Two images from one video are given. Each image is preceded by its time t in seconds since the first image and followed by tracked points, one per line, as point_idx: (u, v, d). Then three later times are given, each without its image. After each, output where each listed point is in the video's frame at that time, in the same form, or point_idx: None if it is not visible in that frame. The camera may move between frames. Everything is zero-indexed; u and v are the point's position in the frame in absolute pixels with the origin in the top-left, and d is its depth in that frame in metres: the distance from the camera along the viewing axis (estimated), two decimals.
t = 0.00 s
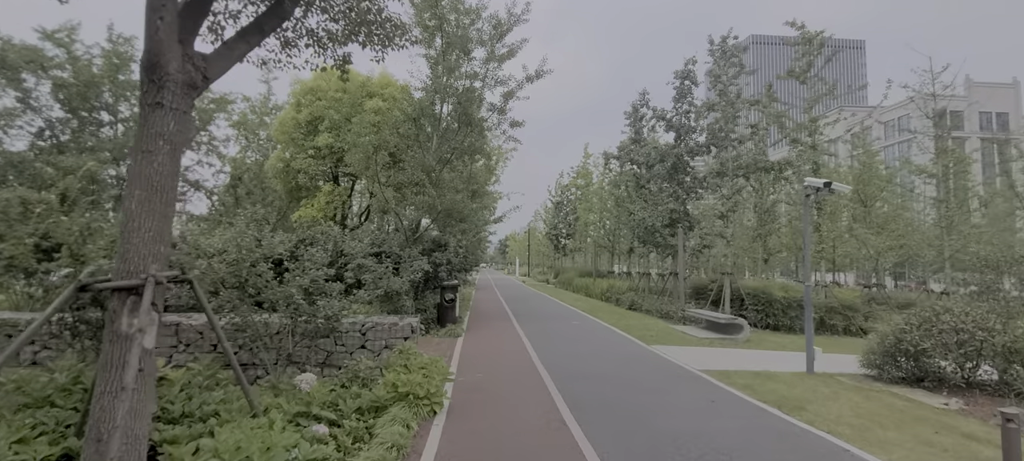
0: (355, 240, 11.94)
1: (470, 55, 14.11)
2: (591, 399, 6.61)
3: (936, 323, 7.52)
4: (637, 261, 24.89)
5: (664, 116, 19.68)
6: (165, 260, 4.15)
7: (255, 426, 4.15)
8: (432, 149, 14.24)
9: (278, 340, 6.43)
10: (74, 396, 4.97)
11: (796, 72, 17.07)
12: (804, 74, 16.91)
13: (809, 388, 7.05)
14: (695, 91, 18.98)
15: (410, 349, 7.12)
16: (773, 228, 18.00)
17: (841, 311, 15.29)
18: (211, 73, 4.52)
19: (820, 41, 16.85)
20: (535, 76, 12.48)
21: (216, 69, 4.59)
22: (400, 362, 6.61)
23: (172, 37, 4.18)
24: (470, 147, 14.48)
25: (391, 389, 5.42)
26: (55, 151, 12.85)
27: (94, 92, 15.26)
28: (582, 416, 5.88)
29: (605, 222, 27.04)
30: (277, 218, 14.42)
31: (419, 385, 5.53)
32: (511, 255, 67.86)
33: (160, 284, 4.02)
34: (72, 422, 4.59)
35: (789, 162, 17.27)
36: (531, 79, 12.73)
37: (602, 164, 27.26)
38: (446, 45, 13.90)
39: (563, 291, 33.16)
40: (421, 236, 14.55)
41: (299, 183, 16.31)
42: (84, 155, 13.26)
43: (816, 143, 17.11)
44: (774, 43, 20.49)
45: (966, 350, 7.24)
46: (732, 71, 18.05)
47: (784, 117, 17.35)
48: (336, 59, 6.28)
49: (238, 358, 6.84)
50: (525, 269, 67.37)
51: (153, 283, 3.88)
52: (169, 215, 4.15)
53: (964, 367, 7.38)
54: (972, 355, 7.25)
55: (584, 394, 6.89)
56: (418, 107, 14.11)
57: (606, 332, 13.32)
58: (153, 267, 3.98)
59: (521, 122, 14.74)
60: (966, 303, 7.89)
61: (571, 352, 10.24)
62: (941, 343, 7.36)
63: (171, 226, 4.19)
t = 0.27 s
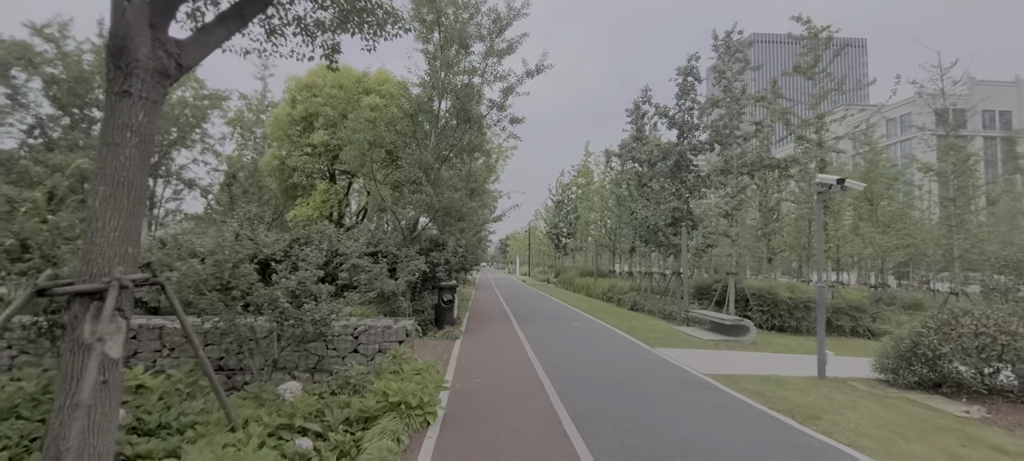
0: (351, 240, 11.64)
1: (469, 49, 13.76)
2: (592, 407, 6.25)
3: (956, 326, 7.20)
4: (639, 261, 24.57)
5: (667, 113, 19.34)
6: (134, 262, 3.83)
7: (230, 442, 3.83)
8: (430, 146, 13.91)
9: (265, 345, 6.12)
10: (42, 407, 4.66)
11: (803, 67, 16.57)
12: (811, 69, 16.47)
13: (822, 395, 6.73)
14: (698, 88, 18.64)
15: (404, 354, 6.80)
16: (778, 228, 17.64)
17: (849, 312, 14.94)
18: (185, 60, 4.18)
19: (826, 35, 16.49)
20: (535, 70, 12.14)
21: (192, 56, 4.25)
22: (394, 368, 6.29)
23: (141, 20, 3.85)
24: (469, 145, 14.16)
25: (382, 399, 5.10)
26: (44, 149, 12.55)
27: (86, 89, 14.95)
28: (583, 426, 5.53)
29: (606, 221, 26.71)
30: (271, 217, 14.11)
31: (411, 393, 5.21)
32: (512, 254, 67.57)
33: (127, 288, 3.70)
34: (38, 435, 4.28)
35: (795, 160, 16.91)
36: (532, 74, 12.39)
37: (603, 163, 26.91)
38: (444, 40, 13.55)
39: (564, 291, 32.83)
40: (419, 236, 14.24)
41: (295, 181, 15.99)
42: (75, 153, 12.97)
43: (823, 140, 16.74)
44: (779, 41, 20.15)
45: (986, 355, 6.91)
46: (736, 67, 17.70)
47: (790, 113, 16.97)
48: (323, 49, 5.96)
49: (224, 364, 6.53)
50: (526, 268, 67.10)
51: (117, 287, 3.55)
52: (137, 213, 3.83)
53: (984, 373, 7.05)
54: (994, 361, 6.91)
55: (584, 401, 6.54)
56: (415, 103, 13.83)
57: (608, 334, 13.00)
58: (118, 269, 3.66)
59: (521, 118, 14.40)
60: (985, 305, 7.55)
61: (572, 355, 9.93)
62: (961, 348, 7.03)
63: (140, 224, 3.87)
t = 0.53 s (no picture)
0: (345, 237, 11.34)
1: (466, 43, 13.46)
2: (592, 411, 5.92)
3: (974, 325, 6.89)
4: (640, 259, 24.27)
5: (669, 109, 19.02)
6: (94, 257, 3.52)
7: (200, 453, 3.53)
8: (427, 142, 13.61)
9: (249, 346, 5.82)
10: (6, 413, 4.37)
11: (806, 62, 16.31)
12: (815, 64, 16.17)
13: (833, 398, 6.43)
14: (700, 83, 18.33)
15: (396, 355, 6.50)
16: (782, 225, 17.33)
17: (855, 311, 14.64)
18: (153, 39, 3.86)
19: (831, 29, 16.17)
20: (534, 63, 11.84)
21: (162, 35, 3.94)
22: (384, 370, 5.98)
23: None
24: (467, 140, 13.86)
25: (369, 403, 4.80)
26: (30, 144, 12.22)
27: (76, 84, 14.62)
28: (583, 432, 5.19)
29: (606, 219, 26.40)
30: (265, 215, 13.80)
31: (401, 396, 4.90)
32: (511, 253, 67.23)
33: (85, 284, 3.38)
34: None
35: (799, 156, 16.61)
36: (530, 67, 12.09)
37: (604, 160, 26.59)
38: (441, 32, 13.23)
39: (564, 290, 32.51)
40: (415, 233, 13.92)
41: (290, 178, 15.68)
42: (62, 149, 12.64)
43: (827, 136, 16.42)
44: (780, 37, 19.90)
45: (1006, 356, 6.61)
46: (739, 61, 17.38)
47: (794, 109, 16.71)
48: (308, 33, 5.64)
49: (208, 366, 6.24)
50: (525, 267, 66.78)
51: (72, 284, 3.24)
52: (98, 204, 3.51)
53: (1002, 374, 6.75)
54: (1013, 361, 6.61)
55: (583, 405, 6.20)
56: (411, 97, 13.53)
57: (608, 334, 12.71)
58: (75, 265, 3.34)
59: (520, 113, 14.08)
60: (1002, 304, 7.26)
61: (571, 355, 9.63)
62: (978, 348, 6.73)
63: (101, 216, 3.56)
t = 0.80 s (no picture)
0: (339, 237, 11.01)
1: (464, 38, 13.13)
2: (592, 423, 5.57)
3: (994, 330, 6.60)
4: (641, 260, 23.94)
5: (671, 106, 18.68)
6: (44, 261, 3.20)
7: None
8: (424, 139, 13.28)
9: (230, 353, 5.50)
10: None
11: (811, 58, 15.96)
12: (820, 60, 15.82)
13: (847, 407, 6.10)
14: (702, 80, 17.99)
15: (387, 361, 6.17)
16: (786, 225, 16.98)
17: (862, 313, 14.30)
18: (113, 22, 3.54)
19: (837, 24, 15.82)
20: (533, 58, 11.51)
21: (124, 17, 3.62)
22: (374, 378, 5.67)
23: None
24: (464, 138, 13.52)
25: (355, 416, 4.47)
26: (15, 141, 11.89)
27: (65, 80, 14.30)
28: (583, 445, 4.87)
29: (607, 218, 26.05)
30: (257, 214, 13.47)
31: (389, 408, 4.59)
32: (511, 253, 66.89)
33: (32, 290, 3.07)
34: None
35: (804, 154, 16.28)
36: (529, 62, 11.77)
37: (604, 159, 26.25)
38: (438, 27, 12.89)
39: (564, 291, 32.17)
40: (411, 233, 13.60)
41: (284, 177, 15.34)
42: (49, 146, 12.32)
43: (833, 134, 16.06)
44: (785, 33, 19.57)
45: None
46: (742, 57, 17.03)
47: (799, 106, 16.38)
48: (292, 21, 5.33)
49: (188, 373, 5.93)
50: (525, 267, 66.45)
51: (17, 290, 2.93)
52: (48, 202, 3.19)
53: None
54: None
55: (583, 415, 5.85)
56: (407, 93, 13.19)
57: (609, 336, 12.39)
58: (21, 269, 3.04)
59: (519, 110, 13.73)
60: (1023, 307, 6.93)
61: (570, 360, 9.31)
62: (1000, 354, 6.41)
63: (53, 215, 3.25)
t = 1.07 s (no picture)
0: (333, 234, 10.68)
1: (462, 31, 12.81)
2: (596, 429, 5.25)
3: (1017, 331, 6.29)
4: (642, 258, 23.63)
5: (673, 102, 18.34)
6: None
7: None
8: (421, 135, 12.96)
9: (211, 355, 5.18)
10: None
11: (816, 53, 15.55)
12: (826, 54, 15.42)
13: (865, 412, 5.78)
14: (705, 75, 17.65)
15: (379, 364, 5.86)
16: (791, 223, 16.67)
17: (869, 312, 14.00)
18: None
19: (843, 18, 15.48)
20: (533, 50, 11.19)
21: None
22: (365, 381, 5.35)
23: None
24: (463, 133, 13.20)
25: (342, 424, 4.16)
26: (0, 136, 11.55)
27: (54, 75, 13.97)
28: (586, 453, 4.56)
29: (608, 217, 25.72)
30: (251, 212, 13.14)
31: (377, 415, 4.27)
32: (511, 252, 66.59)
33: None
34: None
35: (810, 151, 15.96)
36: (529, 55, 11.46)
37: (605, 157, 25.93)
38: (435, 20, 12.57)
39: (564, 290, 31.85)
40: (408, 231, 13.28)
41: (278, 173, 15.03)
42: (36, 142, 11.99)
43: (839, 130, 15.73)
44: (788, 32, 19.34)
45: None
46: (746, 52, 16.71)
47: (804, 101, 16.07)
48: (276, 3, 5.02)
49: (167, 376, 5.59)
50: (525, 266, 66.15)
51: None
52: None
53: None
54: None
55: (585, 420, 5.54)
56: (404, 88, 12.87)
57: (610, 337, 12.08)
58: None
59: (519, 105, 13.40)
60: None
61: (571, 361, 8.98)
62: None
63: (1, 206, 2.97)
